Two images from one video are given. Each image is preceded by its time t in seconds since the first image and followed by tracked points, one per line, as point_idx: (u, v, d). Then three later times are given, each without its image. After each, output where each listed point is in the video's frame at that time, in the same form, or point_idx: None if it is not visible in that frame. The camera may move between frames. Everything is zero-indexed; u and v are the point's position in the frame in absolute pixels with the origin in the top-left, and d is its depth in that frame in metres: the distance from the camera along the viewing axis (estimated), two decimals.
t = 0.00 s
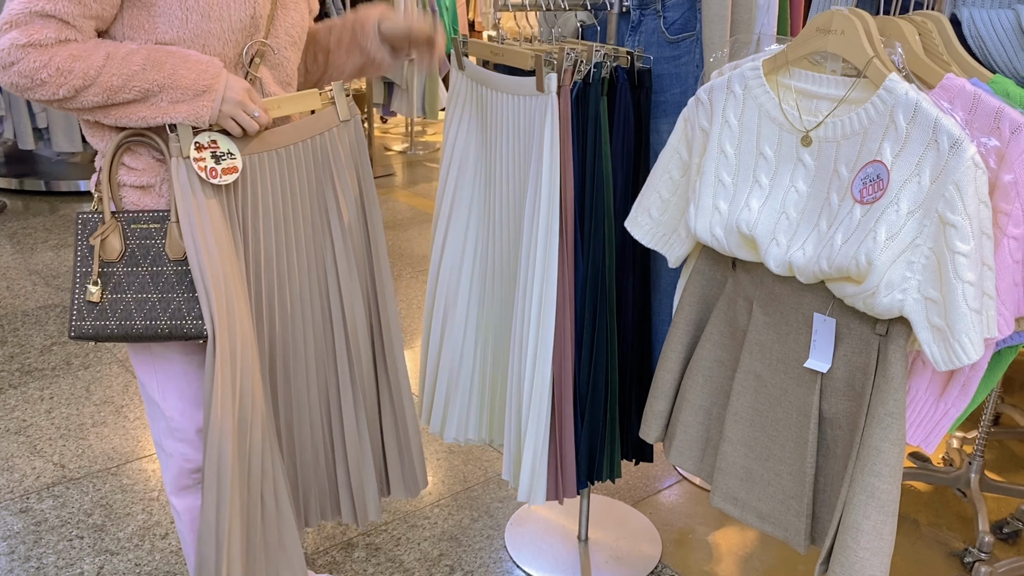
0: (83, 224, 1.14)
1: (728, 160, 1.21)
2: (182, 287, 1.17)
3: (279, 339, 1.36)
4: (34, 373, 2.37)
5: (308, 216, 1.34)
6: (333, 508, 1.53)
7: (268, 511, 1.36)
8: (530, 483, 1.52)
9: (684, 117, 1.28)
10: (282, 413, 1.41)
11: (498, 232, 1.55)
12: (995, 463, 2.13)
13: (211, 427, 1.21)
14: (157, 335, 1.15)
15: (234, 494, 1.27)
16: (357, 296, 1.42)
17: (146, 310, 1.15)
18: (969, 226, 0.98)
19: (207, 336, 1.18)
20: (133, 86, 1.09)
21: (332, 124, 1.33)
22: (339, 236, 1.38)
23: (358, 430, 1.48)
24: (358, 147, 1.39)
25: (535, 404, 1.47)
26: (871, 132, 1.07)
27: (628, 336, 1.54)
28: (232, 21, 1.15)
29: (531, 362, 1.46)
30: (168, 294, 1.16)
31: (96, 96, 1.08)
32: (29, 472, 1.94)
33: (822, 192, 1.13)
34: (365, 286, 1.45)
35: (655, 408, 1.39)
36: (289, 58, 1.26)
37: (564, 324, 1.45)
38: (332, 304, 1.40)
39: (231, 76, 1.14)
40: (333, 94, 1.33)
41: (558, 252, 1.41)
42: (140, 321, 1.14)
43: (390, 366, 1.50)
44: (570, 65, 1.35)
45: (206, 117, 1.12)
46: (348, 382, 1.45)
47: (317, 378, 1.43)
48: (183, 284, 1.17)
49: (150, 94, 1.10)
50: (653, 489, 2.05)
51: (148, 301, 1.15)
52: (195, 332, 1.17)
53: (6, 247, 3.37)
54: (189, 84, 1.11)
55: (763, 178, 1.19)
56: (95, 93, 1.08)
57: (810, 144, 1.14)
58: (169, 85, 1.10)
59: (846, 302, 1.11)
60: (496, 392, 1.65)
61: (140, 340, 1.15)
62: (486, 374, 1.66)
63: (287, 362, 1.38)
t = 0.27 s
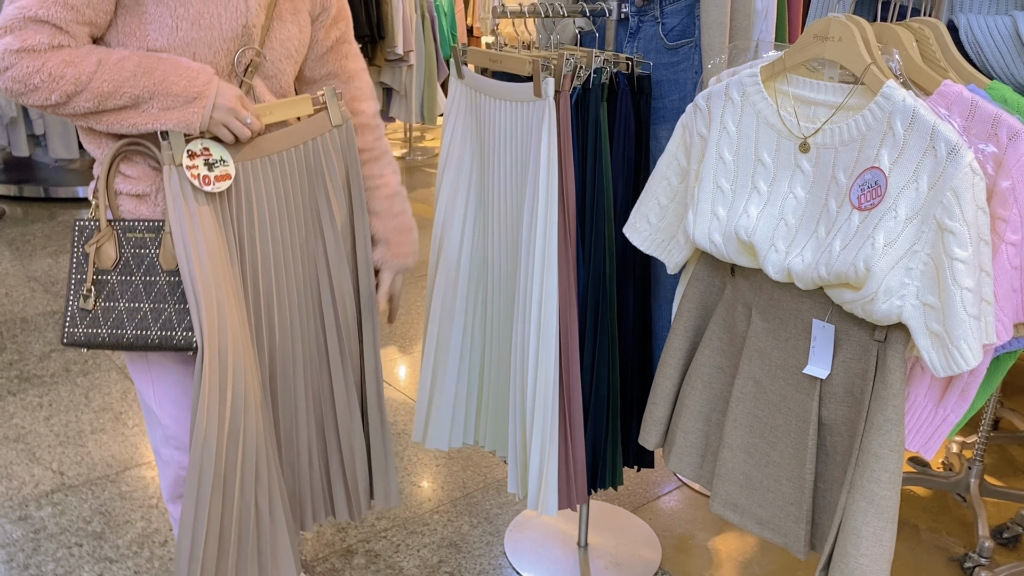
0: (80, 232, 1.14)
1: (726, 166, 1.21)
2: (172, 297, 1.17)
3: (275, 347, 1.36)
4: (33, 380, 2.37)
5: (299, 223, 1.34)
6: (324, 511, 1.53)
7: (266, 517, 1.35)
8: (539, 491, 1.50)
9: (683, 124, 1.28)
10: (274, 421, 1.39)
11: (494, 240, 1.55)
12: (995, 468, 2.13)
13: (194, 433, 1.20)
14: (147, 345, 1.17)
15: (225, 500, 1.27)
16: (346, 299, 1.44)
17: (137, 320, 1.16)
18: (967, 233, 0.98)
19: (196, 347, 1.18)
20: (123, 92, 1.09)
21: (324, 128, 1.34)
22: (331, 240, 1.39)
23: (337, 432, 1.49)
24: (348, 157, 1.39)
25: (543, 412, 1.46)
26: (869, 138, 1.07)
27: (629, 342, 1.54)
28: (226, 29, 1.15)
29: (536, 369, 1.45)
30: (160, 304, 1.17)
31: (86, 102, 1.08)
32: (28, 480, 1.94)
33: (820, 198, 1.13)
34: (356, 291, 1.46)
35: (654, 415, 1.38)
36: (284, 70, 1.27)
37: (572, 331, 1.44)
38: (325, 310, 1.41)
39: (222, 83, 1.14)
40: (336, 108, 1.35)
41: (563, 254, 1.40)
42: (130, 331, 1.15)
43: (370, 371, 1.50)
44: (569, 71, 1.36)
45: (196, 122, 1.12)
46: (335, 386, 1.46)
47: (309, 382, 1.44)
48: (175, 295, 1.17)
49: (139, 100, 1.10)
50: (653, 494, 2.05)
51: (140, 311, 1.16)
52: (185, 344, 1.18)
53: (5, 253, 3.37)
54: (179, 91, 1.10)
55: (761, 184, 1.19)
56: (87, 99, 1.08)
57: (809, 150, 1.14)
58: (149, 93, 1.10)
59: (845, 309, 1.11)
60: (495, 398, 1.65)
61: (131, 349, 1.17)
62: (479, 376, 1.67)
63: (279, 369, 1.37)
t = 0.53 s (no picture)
0: (81, 237, 1.17)
1: (728, 173, 1.22)
2: (162, 308, 1.17)
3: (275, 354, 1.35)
4: (35, 387, 2.37)
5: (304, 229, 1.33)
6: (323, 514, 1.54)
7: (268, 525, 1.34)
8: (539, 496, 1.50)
9: (684, 131, 1.28)
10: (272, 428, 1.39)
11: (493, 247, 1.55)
12: (997, 473, 2.13)
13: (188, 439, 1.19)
14: (135, 353, 1.16)
15: (223, 507, 1.26)
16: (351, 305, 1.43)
17: (127, 327, 1.16)
18: (969, 240, 0.98)
19: (181, 358, 1.17)
20: (116, 96, 1.09)
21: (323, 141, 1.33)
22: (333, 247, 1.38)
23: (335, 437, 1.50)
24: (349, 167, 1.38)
25: (544, 418, 1.46)
26: (870, 146, 1.08)
27: (631, 349, 1.54)
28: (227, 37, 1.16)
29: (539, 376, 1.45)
30: (150, 313, 1.17)
31: (82, 105, 1.09)
32: (30, 486, 1.94)
33: (822, 206, 1.13)
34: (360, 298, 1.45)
35: (656, 421, 1.38)
36: (286, 83, 1.27)
37: (573, 337, 1.44)
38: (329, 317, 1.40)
39: (216, 90, 1.14)
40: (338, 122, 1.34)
41: (564, 260, 1.40)
42: (120, 338, 1.16)
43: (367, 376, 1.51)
44: (570, 78, 1.36)
45: (187, 130, 1.12)
46: (337, 394, 1.46)
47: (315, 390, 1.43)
48: (165, 304, 1.17)
49: (131, 103, 1.10)
50: (655, 500, 2.05)
51: (131, 319, 1.16)
52: (170, 354, 1.17)
53: (7, 259, 3.37)
54: (171, 97, 1.11)
55: (763, 192, 1.19)
56: (82, 101, 1.09)
57: (810, 158, 1.14)
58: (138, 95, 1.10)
59: (847, 316, 1.11)
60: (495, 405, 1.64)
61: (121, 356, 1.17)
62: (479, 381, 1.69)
63: (278, 377, 1.37)
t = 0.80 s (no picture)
0: (84, 241, 1.16)
1: (728, 177, 1.22)
2: (170, 312, 1.16)
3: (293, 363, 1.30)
4: (37, 391, 2.38)
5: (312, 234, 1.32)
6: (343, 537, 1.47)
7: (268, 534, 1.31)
8: (536, 500, 1.50)
9: (684, 135, 1.29)
10: (291, 442, 1.34)
11: (492, 249, 1.56)
12: (997, 476, 2.13)
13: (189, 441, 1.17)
14: (141, 359, 1.15)
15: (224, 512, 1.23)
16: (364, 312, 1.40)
17: (133, 332, 1.15)
18: (968, 243, 0.98)
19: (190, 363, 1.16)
20: (123, 101, 1.10)
21: (330, 148, 1.32)
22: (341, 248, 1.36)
23: (359, 455, 1.44)
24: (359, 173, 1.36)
25: (540, 420, 1.46)
26: (869, 150, 1.08)
27: (629, 353, 1.54)
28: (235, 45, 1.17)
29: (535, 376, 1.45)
30: (156, 318, 1.16)
31: (88, 108, 1.09)
32: (32, 490, 1.94)
33: (822, 209, 1.14)
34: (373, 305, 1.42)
35: (657, 425, 1.39)
36: (292, 89, 1.28)
37: (568, 337, 1.44)
38: (343, 326, 1.37)
39: (223, 98, 1.15)
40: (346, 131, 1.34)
41: (558, 265, 1.41)
42: (126, 343, 1.15)
43: (391, 389, 1.46)
44: (568, 83, 1.37)
45: (193, 138, 1.14)
46: (354, 408, 1.41)
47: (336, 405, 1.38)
48: (171, 309, 1.16)
49: (138, 108, 1.11)
50: (656, 503, 2.05)
51: (137, 323, 1.16)
52: (178, 359, 1.16)
53: (9, 263, 3.39)
54: (179, 103, 1.11)
55: (762, 196, 1.19)
56: (88, 105, 1.09)
57: (809, 162, 1.14)
58: (148, 100, 1.10)
59: (847, 319, 1.11)
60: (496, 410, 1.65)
61: (127, 362, 1.16)
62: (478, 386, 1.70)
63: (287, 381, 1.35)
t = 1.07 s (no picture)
0: (88, 243, 1.17)
1: (727, 180, 1.22)
2: (176, 315, 1.18)
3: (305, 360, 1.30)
4: (40, 393, 2.38)
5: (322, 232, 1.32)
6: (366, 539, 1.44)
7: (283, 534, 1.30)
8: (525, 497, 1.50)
9: (684, 137, 1.29)
10: (310, 442, 1.32)
11: (494, 248, 1.57)
12: (1000, 479, 2.12)
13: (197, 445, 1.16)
14: (147, 362, 1.17)
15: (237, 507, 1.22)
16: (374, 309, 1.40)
17: (139, 335, 1.17)
18: (967, 246, 0.99)
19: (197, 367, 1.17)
20: (131, 104, 1.10)
21: (336, 153, 1.34)
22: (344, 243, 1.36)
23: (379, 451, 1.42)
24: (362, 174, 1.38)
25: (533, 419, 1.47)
26: (868, 152, 1.08)
27: (629, 355, 1.54)
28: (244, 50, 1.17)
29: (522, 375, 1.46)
30: (162, 321, 1.17)
31: (95, 110, 1.10)
32: (35, 492, 1.95)
33: (821, 212, 1.14)
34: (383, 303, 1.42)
35: (657, 427, 1.39)
36: (299, 93, 1.28)
37: (562, 336, 1.44)
38: (355, 322, 1.37)
39: (231, 102, 1.15)
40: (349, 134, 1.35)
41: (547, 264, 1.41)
42: (132, 346, 1.16)
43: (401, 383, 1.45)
44: (567, 88, 1.37)
45: (201, 142, 1.14)
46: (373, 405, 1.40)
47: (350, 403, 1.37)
48: (177, 312, 1.18)
49: (148, 111, 1.11)
50: (657, 506, 2.05)
51: (143, 326, 1.17)
52: (184, 362, 1.17)
53: (12, 266, 3.40)
54: (187, 107, 1.12)
55: (762, 199, 1.20)
56: (96, 108, 1.10)
57: (809, 164, 1.15)
58: (159, 102, 1.11)
59: (846, 321, 1.12)
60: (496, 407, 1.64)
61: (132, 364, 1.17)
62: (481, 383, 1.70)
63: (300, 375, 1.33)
